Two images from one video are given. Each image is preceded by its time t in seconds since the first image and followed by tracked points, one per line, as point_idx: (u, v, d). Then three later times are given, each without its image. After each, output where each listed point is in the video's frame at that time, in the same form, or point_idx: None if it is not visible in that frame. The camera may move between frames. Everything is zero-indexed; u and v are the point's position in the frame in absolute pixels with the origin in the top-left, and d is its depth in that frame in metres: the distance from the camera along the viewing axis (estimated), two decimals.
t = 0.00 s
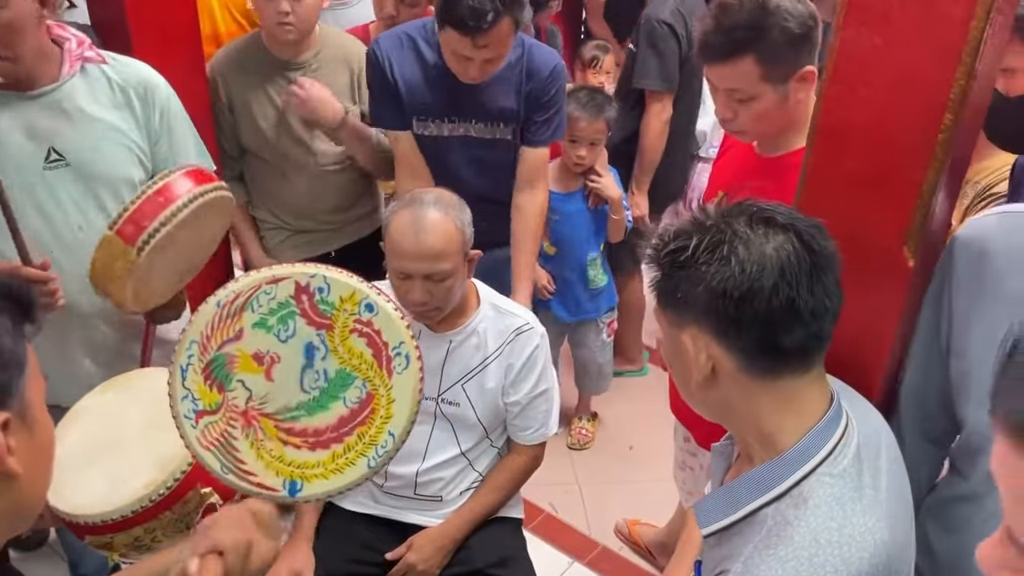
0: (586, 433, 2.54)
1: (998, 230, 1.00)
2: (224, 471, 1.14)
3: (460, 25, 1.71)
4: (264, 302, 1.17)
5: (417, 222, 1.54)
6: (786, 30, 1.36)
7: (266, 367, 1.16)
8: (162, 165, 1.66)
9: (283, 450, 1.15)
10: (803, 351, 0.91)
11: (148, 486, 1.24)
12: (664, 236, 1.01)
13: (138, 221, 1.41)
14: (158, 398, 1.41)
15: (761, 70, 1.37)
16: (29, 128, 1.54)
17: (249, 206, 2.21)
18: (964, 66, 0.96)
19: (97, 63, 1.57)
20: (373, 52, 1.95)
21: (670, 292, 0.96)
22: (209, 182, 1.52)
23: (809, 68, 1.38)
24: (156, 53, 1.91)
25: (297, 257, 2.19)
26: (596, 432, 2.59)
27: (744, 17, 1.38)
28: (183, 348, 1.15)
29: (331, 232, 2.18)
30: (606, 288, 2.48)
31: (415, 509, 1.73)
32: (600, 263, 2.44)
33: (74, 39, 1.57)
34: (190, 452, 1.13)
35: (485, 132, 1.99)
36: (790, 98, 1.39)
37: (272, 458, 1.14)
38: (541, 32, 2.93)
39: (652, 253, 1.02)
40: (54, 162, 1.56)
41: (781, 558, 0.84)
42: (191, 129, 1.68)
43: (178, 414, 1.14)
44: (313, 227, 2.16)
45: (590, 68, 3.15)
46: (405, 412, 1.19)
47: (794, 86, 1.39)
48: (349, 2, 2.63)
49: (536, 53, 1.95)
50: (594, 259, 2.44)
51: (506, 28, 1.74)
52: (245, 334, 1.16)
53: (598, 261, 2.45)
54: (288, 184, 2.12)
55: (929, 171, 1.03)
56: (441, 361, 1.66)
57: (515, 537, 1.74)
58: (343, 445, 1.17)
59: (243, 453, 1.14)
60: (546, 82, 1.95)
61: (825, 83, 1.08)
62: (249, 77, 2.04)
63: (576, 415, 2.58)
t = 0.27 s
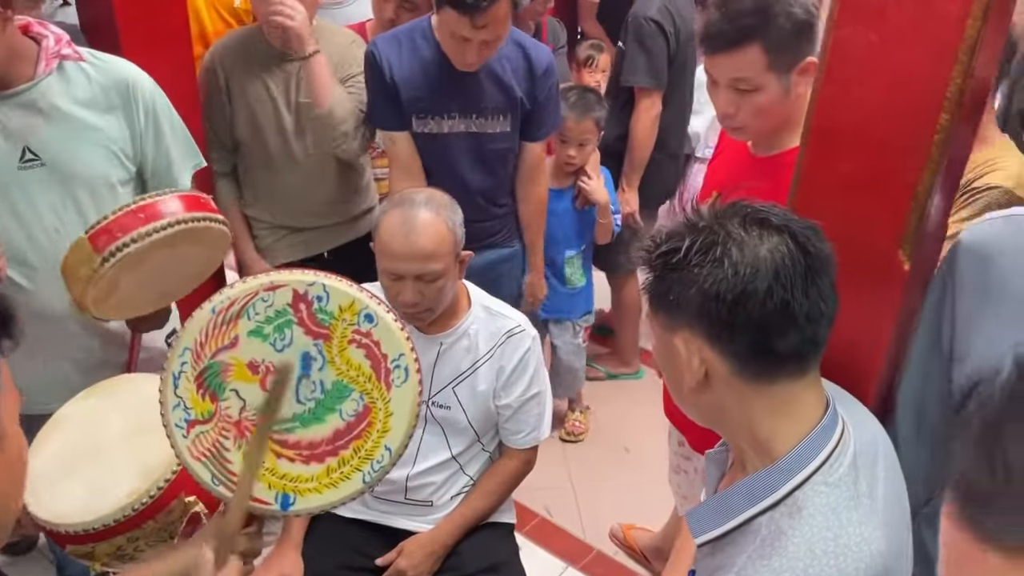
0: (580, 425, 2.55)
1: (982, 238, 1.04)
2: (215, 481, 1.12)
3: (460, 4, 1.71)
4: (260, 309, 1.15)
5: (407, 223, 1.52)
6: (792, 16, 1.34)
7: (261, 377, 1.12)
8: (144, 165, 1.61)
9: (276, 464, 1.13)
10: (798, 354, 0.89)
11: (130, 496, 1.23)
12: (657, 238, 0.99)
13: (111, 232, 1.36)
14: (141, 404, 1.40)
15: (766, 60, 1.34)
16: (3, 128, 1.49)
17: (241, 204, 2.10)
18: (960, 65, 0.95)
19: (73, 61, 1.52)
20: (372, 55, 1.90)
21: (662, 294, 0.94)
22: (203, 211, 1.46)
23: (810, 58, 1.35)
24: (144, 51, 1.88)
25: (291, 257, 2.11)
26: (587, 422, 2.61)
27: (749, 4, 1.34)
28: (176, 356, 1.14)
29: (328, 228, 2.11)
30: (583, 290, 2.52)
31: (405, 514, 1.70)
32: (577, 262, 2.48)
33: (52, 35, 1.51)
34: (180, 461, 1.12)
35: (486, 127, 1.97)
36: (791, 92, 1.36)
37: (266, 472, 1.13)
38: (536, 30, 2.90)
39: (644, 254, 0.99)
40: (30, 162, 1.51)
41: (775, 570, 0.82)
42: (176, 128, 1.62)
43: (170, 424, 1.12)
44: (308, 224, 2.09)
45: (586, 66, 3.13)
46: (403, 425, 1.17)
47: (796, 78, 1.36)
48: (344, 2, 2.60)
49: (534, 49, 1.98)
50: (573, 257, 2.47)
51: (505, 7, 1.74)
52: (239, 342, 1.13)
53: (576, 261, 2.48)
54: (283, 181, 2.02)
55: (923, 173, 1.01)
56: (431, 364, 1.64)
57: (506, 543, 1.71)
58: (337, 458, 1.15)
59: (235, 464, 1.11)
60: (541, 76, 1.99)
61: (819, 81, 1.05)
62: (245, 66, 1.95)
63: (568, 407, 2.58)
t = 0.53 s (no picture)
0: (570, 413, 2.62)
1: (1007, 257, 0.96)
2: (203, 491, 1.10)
3: None
4: (255, 317, 1.13)
5: (395, 224, 1.50)
6: (801, 11, 1.29)
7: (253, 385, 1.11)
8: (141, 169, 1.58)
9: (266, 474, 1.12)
10: (787, 361, 0.87)
11: (107, 501, 1.22)
12: (643, 241, 0.96)
13: (88, 215, 1.33)
14: (121, 410, 1.36)
15: (771, 54, 1.30)
16: None
17: (232, 199, 2.06)
18: (955, 64, 0.93)
19: (72, 63, 1.49)
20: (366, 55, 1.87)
21: (648, 299, 0.91)
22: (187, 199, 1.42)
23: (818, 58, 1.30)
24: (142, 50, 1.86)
25: (276, 257, 2.07)
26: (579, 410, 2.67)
27: None
28: (168, 362, 1.12)
29: (321, 223, 2.07)
30: (583, 282, 2.57)
31: (394, 521, 1.68)
32: (578, 257, 2.54)
33: (50, 37, 1.49)
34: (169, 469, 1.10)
35: (486, 118, 1.96)
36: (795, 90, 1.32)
37: (255, 482, 1.12)
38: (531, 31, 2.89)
39: (630, 258, 0.97)
40: (24, 164, 1.48)
41: None
42: (171, 133, 1.59)
43: (160, 431, 1.11)
44: (299, 221, 2.04)
45: (579, 68, 3.16)
46: (396, 440, 1.15)
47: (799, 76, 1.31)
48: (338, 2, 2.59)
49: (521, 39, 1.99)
50: (571, 253, 2.52)
51: None
52: (233, 350, 1.12)
53: (576, 257, 2.53)
54: (265, 176, 1.99)
55: (917, 175, 0.99)
56: (420, 368, 1.61)
57: (497, 550, 1.69)
58: (328, 470, 1.14)
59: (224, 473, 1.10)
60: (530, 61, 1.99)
61: (810, 82, 1.02)
62: (229, 58, 1.92)
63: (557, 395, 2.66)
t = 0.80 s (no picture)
0: (564, 418, 2.60)
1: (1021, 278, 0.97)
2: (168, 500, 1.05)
3: None
4: (213, 317, 1.08)
5: (382, 229, 1.48)
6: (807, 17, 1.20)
7: (215, 389, 1.07)
8: (131, 173, 1.54)
9: (232, 479, 1.07)
10: (775, 372, 0.84)
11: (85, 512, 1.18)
12: (627, 247, 0.94)
13: (76, 284, 1.26)
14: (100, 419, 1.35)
15: (777, 55, 1.22)
16: None
17: (218, 202, 2.05)
18: (951, 68, 0.90)
19: (73, 65, 1.48)
20: (355, 58, 1.87)
21: (633, 307, 0.89)
22: (168, 240, 1.36)
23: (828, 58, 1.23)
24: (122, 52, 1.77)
25: (264, 261, 2.06)
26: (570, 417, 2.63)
27: None
28: (124, 368, 1.05)
29: (306, 225, 2.06)
30: (569, 283, 2.53)
31: (383, 529, 1.66)
32: (563, 258, 2.50)
33: (50, 38, 1.47)
34: (129, 479, 1.04)
35: (477, 114, 1.94)
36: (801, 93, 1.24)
37: (221, 486, 1.06)
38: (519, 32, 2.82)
39: (613, 265, 0.95)
40: (15, 163, 1.46)
41: None
42: (165, 141, 1.57)
43: (117, 440, 1.04)
44: (283, 225, 2.04)
45: (572, 68, 3.14)
46: (366, 438, 1.11)
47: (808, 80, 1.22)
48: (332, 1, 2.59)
49: (511, 35, 1.96)
50: (558, 254, 2.49)
51: None
52: (192, 352, 1.08)
53: (560, 255, 2.50)
54: (247, 178, 1.97)
55: (912, 181, 0.96)
56: (409, 374, 1.59)
57: (487, 558, 1.67)
58: (297, 472, 1.09)
59: (188, 481, 1.05)
60: (520, 59, 1.97)
61: (803, 85, 1.00)
62: (212, 61, 1.92)
63: (550, 400, 2.63)
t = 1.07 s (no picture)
0: (549, 422, 2.57)
1: None
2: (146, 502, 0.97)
3: None
4: (190, 316, 0.99)
5: (371, 230, 1.46)
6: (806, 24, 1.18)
7: (192, 389, 0.97)
8: (116, 178, 1.53)
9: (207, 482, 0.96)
10: (764, 378, 0.83)
11: (69, 524, 1.15)
12: (616, 250, 0.92)
13: (65, 321, 1.20)
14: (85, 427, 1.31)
15: (776, 58, 1.20)
16: None
17: (210, 203, 2.02)
18: (942, 71, 0.89)
19: (60, 69, 1.45)
20: (343, 61, 1.86)
21: (621, 311, 0.88)
22: (158, 277, 1.28)
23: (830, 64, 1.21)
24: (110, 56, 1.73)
25: (256, 264, 2.04)
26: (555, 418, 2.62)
27: None
28: (101, 369, 0.98)
29: (298, 227, 2.03)
30: (559, 288, 2.53)
31: (372, 535, 1.64)
32: (555, 262, 2.51)
33: (38, 41, 1.45)
34: (106, 481, 0.96)
35: (466, 114, 1.92)
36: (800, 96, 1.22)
37: (198, 488, 0.96)
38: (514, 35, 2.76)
39: (601, 267, 0.93)
40: None
41: None
42: (150, 146, 1.55)
43: (94, 441, 0.97)
44: (277, 226, 2.02)
45: (564, 70, 3.14)
46: (347, 437, 1.01)
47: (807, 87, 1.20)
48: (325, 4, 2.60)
49: (500, 36, 1.95)
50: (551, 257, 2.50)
51: None
52: (169, 352, 0.98)
53: (554, 261, 2.50)
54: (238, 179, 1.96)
55: (902, 185, 0.95)
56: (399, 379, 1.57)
57: (477, 563, 1.65)
58: (277, 473, 1.00)
59: (166, 483, 0.96)
60: (509, 60, 1.96)
61: (794, 87, 0.99)
62: (203, 64, 1.89)
63: (535, 404, 2.60)
